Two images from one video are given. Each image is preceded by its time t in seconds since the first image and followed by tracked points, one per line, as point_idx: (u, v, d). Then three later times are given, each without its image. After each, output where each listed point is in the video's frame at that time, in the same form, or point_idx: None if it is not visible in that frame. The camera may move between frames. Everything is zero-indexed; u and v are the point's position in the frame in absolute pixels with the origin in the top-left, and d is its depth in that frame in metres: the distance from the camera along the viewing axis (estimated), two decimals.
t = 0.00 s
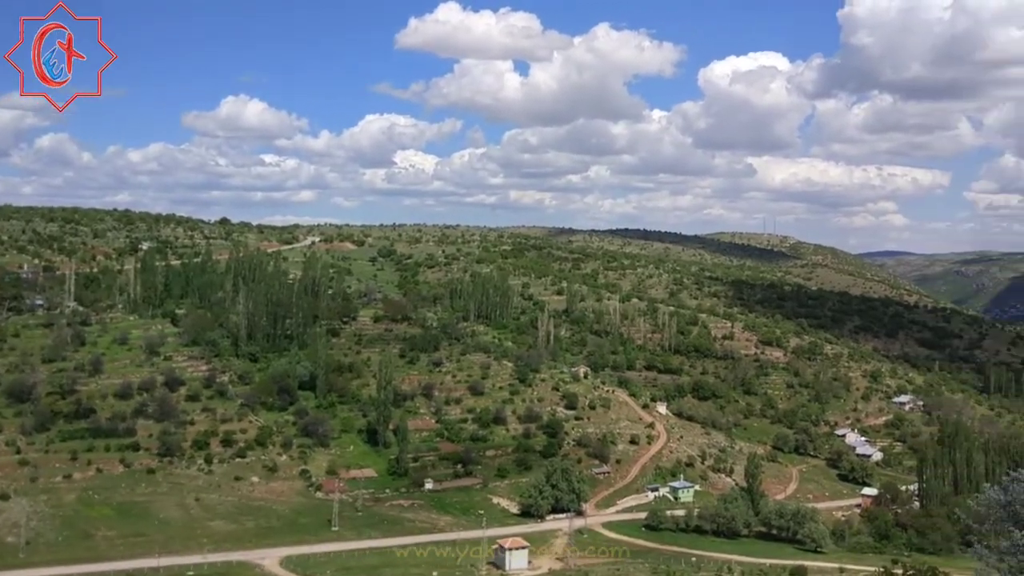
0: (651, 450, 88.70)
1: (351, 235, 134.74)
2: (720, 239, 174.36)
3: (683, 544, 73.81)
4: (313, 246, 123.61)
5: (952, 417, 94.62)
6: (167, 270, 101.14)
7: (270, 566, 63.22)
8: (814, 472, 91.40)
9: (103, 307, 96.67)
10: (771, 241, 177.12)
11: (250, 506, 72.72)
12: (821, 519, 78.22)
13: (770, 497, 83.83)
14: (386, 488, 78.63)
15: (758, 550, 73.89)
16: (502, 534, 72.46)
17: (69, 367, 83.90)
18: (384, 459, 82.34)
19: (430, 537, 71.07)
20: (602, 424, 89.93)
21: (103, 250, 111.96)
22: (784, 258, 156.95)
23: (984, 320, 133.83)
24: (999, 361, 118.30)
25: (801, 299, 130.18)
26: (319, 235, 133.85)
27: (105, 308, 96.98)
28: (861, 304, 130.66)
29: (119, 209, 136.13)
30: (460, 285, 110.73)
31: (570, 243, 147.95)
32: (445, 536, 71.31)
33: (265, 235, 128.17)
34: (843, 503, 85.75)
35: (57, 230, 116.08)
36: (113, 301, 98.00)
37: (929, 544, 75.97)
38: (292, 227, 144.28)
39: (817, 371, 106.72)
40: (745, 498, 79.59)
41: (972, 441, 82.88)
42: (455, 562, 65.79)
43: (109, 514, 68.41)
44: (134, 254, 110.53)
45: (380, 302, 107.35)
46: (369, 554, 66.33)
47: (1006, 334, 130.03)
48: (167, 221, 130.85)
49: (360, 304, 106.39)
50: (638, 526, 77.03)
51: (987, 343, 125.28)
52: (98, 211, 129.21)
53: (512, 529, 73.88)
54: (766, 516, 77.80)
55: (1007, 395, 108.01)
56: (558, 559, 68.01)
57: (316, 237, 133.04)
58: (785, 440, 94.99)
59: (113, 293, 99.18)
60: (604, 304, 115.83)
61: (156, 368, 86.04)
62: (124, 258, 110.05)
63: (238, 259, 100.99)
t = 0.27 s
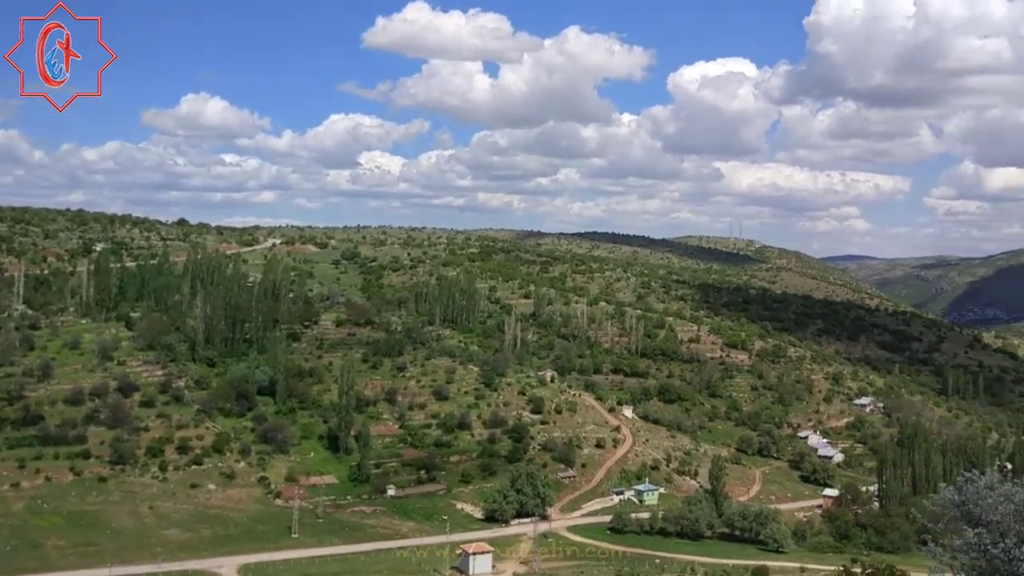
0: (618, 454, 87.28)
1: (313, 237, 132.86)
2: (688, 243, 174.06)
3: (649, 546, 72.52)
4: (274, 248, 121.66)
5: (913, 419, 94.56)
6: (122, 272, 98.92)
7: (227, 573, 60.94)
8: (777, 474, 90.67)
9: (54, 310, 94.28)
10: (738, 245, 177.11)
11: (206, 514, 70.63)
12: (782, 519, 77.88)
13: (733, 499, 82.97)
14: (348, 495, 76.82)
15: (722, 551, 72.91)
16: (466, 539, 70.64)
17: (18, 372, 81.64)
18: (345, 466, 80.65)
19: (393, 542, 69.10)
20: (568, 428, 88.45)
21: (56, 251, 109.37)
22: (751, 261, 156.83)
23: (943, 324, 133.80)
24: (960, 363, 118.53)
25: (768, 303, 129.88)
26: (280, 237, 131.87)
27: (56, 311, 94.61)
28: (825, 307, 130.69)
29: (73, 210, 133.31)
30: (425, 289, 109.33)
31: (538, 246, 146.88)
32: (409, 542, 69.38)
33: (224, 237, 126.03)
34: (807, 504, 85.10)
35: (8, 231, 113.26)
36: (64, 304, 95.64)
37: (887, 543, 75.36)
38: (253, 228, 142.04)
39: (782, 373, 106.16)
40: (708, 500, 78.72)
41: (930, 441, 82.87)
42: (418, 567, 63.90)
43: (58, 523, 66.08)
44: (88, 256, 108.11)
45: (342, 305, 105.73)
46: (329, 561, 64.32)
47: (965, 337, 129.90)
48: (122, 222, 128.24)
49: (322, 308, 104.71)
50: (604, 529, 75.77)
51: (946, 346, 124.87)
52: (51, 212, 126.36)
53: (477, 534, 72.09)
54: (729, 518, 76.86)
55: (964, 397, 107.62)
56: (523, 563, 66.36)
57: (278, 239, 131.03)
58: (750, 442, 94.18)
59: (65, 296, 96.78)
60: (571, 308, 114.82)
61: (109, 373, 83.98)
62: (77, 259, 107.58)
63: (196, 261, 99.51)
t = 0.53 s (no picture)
0: (583, 461, 86.31)
1: (273, 245, 131.14)
2: (652, 251, 174.47)
3: (613, 555, 71.81)
4: (233, 257, 119.78)
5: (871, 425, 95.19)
6: (74, 281, 96.65)
7: None
8: (739, 479, 90.37)
9: (2, 320, 91.80)
10: (702, 253, 177.93)
11: (160, 528, 68.76)
12: (746, 526, 77.80)
13: (696, 505, 82.65)
14: (308, 507, 75.30)
15: (685, 559, 72.58)
16: (428, 550, 69.52)
17: None
18: (305, 477, 79.19)
19: (355, 555, 67.66)
20: (533, 437, 87.51)
21: (5, 259, 106.63)
22: (714, 270, 157.51)
23: (901, 330, 135.02)
24: (917, 370, 119.55)
25: (731, 310, 130.35)
26: (239, 246, 129.96)
27: (5, 321, 92.12)
28: (787, 314, 131.48)
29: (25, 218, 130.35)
30: (388, 297, 108.17)
31: (503, 255, 146.29)
32: (371, 555, 67.92)
33: (181, 245, 123.87)
34: (769, 510, 84.93)
35: None
36: (13, 314, 93.17)
37: (848, 547, 75.83)
38: (212, 237, 139.85)
39: (744, 380, 106.27)
40: (672, 507, 78.43)
41: (887, 448, 84.29)
42: None
43: (7, 539, 63.64)
44: (38, 264, 105.56)
45: (303, 314, 104.22)
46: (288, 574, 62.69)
47: (922, 344, 130.97)
48: (75, 229, 125.49)
49: (282, 317, 103.11)
50: (568, 538, 74.96)
51: (904, 352, 125.71)
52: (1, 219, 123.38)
53: (440, 546, 70.76)
54: (694, 524, 76.56)
55: (921, 402, 108.41)
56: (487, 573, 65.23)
57: (237, 247, 129.08)
58: (714, 448, 93.88)
59: (13, 305, 94.26)
60: (537, 316, 114.21)
61: (61, 384, 81.85)
62: (27, 267, 104.99)
63: (152, 270, 97.88)
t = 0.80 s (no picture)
0: (545, 474, 85.62)
1: (233, 255, 129.75)
2: (616, 263, 174.99)
3: (576, 566, 71.50)
4: (191, 266, 118.25)
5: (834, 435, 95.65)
6: (28, 290, 94.74)
7: None
8: (703, 490, 90.29)
9: None
10: (665, 265, 178.82)
11: (116, 542, 67.20)
12: (709, 537, 77.98)
13: (660, 517, 82.63)
14: (268, 519, 73.90)
15: (647, 569, 72.60)
16: (390, 562, 68.73)
17: None
18: (265, 490, 77.97)
19: (317, 567, 66.55)
20: (496, 448, 87.00)
21: None
22: (678, 281, 158.29)
23: (862, 341, 136.35)
24: (878, 381, 120.68)
25: (694, 321, 130.95)
26: (197, 255, 128.38)
27: None
28: (749, 325, 132.36)
29: None
30: (349, 308, 107.33)
31: (466, 265, 145.94)
32: (332, 568, 66.82)
33: (138, 254, 122.07)
34: (731, 521, 85.22)
35: None
36: None
37: (810, 558, 76.11)
38: (170, 245, 137.92)
39: (708, 392, 106.72)
40: (635, 518, 78.51)
41: (850, 459, 84.72)
42: None
43: None
44: None
45: (263, 325, 103.04)
46: None
47: (882, 355, 132.20)
48: (27, 237, 123.12)
49: (241, 328, 101.85)
50: (530, 550, 74.47)
51: (865, 363, 126.75)
52: None
53: (401, 559, 69.93)
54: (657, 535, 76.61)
55: (882, 412, 109.34)
56: None
57: (195, 257, 127.48)
58: (677, 459, 93.80)
59: None
60: (499, 327, 113.90)
61: (14, 396, 80.04)
62: None
63: (108, 279, 96.35)
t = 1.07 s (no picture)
0: (507, 485, 85.19)
1: (190, 264, 128.16)
2: (580, 272, 175.28)
3: None
4: (147, 276, 116.58)
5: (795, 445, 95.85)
6: None
7: None
8: (666, 501, 90.21)
9: None
10: (629, 274, 179.31)
11: (67, 556, 65.33)
12: (671, 548, 77.76)
13: (622, 528, 82.22)
14: (223, 534, 72.52)
15: None
16: None
17: None
18: (221, 503, 76.72)
19: None
20: (456, 460, 86.41)
21: None
22: (641, 290, 158.74)
23: (823, 351, 137.36)
24: (840, 390, 121.49)
25: (657, 331, 131.24)
26: (153, 264, 126.63)
27: None
28: (712, 335, 132.88)
29: None
30: (308, 318, 106.33)
31: (428, 275, 145.33)
32: None
33: (92, 264, 120.13)
34: (693, 531, 84.69)
35: None
36: None
37: (772, 565, 73.64)
38: (126, 255, 135.96)
39: (670, 402, 106.87)
40: (596, 530, 78.70)
41: (811, 468, 84.88)
42: None
43: None
44: None
45: (220, 336, 101.73)
46: None
47: (843, 364, 133.14)
48: None
49: (197, 339, 100.46)
50: (491, 563, 73.24)
51: (826, 372, 127.57)
52: None
53: (360, 571, 68.43)
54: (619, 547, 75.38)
55: (843, 421, 109.96)
56: None
57: (151, 266, 125.73)
58: (639, 470, 93.60)
59: None
60: (461, 337, 113.35)
61: None
62: None
63: (60, 289, 94.61)
